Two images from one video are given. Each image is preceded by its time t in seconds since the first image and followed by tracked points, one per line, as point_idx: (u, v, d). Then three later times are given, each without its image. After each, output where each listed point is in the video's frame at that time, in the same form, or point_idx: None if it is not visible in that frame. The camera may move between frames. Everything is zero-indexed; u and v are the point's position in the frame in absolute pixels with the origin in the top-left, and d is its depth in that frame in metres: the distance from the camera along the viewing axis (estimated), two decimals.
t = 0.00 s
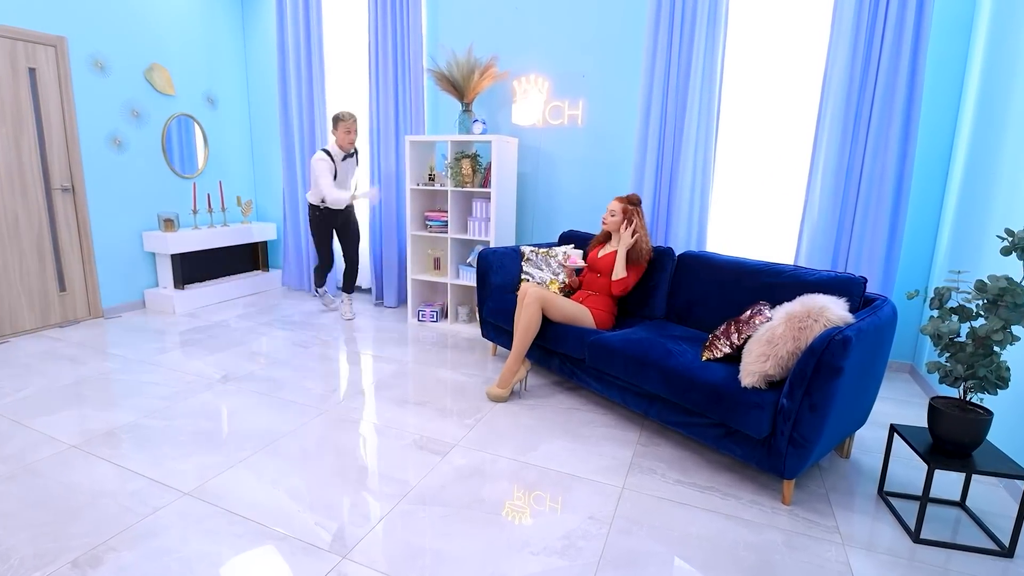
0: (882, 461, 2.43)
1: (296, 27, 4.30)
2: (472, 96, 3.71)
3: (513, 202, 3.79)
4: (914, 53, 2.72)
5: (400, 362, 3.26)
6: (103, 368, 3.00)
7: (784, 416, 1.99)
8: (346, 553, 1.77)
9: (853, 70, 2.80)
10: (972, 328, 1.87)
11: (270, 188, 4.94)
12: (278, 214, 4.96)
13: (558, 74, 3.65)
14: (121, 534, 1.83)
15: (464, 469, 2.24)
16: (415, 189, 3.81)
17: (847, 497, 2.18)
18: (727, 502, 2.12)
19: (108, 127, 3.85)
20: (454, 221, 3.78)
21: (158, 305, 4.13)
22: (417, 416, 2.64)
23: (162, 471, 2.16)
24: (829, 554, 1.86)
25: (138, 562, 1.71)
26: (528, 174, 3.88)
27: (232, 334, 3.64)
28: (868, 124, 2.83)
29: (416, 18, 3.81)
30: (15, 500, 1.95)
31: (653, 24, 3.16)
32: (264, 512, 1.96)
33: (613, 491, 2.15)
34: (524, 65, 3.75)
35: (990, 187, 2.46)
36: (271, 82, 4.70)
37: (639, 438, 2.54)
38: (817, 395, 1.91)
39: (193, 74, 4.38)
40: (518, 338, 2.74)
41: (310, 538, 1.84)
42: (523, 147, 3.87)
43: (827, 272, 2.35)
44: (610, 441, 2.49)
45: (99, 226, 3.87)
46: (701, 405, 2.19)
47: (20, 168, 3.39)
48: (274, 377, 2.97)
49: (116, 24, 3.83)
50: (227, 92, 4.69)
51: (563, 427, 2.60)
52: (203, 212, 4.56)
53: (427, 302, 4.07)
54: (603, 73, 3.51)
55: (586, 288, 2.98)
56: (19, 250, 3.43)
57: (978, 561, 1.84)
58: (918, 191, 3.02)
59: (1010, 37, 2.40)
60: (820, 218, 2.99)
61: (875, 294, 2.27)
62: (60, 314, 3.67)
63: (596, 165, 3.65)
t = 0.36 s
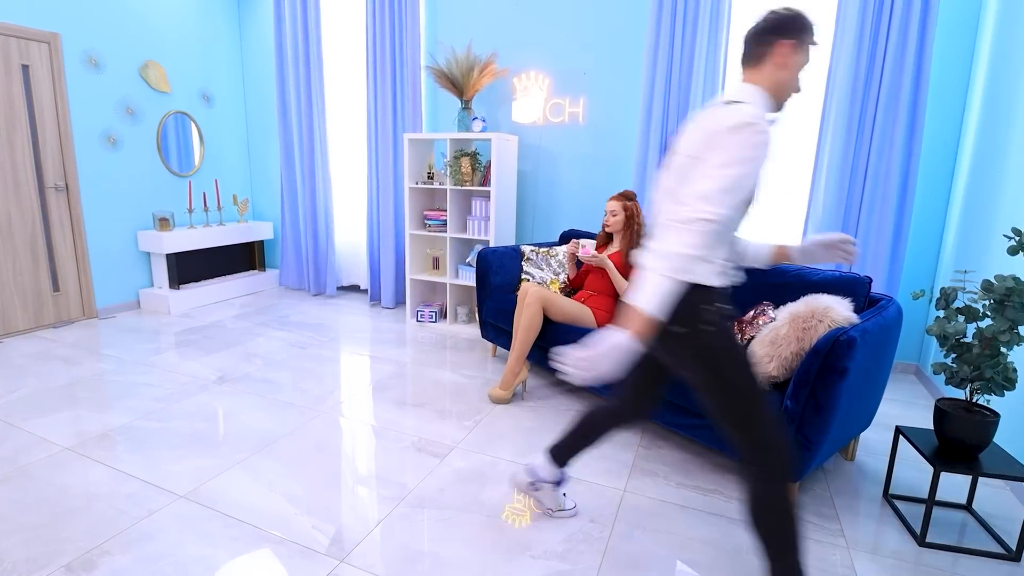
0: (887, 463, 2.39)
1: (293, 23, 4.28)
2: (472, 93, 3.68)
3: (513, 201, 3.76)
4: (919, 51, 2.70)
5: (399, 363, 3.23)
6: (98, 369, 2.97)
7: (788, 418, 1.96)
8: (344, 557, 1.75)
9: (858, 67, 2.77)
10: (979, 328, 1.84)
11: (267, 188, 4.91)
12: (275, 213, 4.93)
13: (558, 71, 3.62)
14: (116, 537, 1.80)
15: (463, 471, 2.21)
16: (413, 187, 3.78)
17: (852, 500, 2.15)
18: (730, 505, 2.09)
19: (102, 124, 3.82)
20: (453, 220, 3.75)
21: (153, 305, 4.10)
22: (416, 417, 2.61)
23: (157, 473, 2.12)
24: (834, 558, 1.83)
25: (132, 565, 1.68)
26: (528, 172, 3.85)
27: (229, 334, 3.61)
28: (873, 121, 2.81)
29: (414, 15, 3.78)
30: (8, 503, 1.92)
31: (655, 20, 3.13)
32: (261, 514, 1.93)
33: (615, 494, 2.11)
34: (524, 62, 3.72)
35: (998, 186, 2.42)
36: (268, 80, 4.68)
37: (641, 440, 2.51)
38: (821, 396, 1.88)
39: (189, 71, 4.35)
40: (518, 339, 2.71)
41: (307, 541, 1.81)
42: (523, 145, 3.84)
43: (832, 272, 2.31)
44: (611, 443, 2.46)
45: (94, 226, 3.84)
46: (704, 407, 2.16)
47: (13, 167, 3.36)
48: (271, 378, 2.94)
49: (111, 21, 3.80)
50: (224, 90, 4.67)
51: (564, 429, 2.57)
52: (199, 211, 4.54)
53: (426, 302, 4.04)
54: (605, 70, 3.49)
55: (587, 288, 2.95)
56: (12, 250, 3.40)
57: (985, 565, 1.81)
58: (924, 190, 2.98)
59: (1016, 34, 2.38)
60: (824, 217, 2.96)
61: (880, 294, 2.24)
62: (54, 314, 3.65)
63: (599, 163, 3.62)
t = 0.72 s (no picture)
0: (892, 465, 2.35)
1: (290, 20, 4.25)
2: (472, 91, 3.65)
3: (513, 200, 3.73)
4: (925, 49, 2.66)
5: (397, 364, 3.20)
6: (92, 370, 2.95)
7: (792, 420, 1.93)
8: (342, 561, 1.72)
9: (863, 65, 2.74)
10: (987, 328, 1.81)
11: (264, 186, 4.87)
12: (272, 212, 4.89)
13: (559, 68, 3.59)
14: (110, 541, 1.77)
15: (462, 474, 2.18)
16: (411, 186, 3.75)
17: (857, 503, 2.11)
18: (733, 508, 2.05)
19: (97, 122, 3.79)
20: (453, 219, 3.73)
21: (148, 305, 4.07)
22: (415, 419, 2.58)
23: (152, 476, 2.10)
24: (839, 562, 1.79)
25: (126, 569, 1.65)
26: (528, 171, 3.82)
27: (226, 335, 3.58)
28: (878, 119, 2.77)
29: (412, 12, 3.75)
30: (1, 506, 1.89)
31: (658, 15, 3.11)
32: (257, 517, 1.90)
33: (616, 497, 2.08)
34: (524, 59, 3.69)
35: (1004, 185, 2.40)
36: (265, 77, 4.65)
37: (643, 443, 2.47)
38: (826, 398, 1.85)
39: (185, 69, 4.32)
40: (518, 339, 2.67)
41: (304, 545, 1.78)
42: (523, 143, 3.81)
43: (836, 272, 2.28)
44: (612, 445, 2.43)
45: (88, 225, 3.81)
46: (706, 408, 2.13)
47: (6, 166, 3.33)
48: (268, 379, 2.91)
49: (107, 18, 3.78)
50: (220, 87, 4.64)
51: (565, 430, 2.54)
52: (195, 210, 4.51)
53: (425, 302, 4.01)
54: (606, 67, 3.46)
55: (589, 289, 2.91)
56: (5, 249, 3.38)
57: (994, 570, 1.78)
58: (929, 188, 2.95)
59: None
60: (829, 216, 2.93)
61: (885, 294, 2.21)
62: (47, 315, 3.62)
63: (600, 161, 3.58)
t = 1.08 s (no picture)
0: (897, 467, 2.32)
1: (287, 17, 4.23)
2: (471, 88, 3.62)
3: (513, 198, 3.70)
4: (931, 45, 2.63)
5: (395, 366, 3.17)
6: (86, 371, 2.92)
7: (796, 421, 1.90)
8: (339, 564, 1.69)
9: (868, 61, 2.71)
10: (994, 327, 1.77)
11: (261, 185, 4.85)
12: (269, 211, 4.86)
13: (560, 65, 3.56)
14: (104, 544, 1.74)
15: (462, 477, 2.15)
16: (411, 184, 3.72)
17: (861, 506, 2.08)
18: (736, 511, 2.02)
19: (91, 119, 3.76)
20: (452, 218, 3.69)
21: (144, 305, 4.04)
22: (413, 421, 2.55)
23: (147, 479, 2.07)
24: (844, 566, 1.76)
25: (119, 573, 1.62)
26: (528, 170, 3.79)
27: (224, 336, 3.55)
28: (883, 117, 2.74)
29: (411, 8, 3.73)
30: None
31: (660, 12, 3.08)
32: (253, 520, 1.87)
33: (618, 500, 2.05)
34: (524, 56, 3.66)
35: (1012, 182, 2.36)
36: (262, 75, 4.63)
37: (645, 445, 2.44)
38: (830, 400, 1.82)
39: (180, 66, 4.30)
40: (518, 339, 2.64)
41: (301, 548, 1.75)
42: (523, 141, 3.78)
43: (841, 271, 2.25)
44: (614, 447, 2.40)
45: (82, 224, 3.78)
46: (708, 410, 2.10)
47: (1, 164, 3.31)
48: (265, 381, 2.88)
49: (102, 15, 3.76)
50: (216, 84, 4.61)
51: (565, 432, 2.50)
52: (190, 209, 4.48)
53: (424, 303, 3.98)
54: (607, 64, 3.43)
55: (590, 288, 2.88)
56: None
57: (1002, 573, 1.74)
58: (935, 186, 2.92)
59: None
60: (833, 214, 2.90)
61: (890, 294, 2.18)
62: (41, 314, 3.59)
63: (601, 159, 3.55)
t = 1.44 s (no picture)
0: (903, 470, 2.28)
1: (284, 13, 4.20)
2: (471, 86, 3.59)
3: (513, 197, 3.67)
4: (937, 42, 2.60)
5: (394, 366, 3.14)
6: (80, 372, 2.89)
7: (800, 423, 1.87)
8: (337, 568, 1.66)
9: (872, 58, 2.69)
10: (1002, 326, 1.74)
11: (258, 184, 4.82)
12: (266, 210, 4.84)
13: (561, 63, 3.53)
14: (99, 548, 1.71)
15: (461, 479, 2.12)
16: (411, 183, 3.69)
17: (866, 509, 2.05)
18: (740, 514, 1.99)
19: (86, 117, 3.74)
20: (452, 217, 3.66)
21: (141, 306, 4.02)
22: (412, 423, 2.52)
23: (142, 481, 2.04)
24: (848, 569, 1.73)
25: None
26: (528, 168, 3.76)
27: (222, 336, 3.52)
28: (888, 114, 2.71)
29: (410, 5, 3.70)
30: None
31: (663, 7, 3.05)
32: (250, 523, 1.84)
33: (619, 503, 2.02)
34: (524, 54, 3.64)
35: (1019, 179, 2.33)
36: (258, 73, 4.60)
37: (647, 447, 2.41)
38: (834, 401, 1.79)
39: (175, 63, 4.27)
40: (519, 341, 2.61)
41: (299, 552, 1.72)
42: (523, 140, 3.75)
43: (845, 271, 2.22)
44: (616, 450, 2.37)
45: (76, 223, 3.76)
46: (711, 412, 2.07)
47: None
48: (262, 382, 2.85)
49: (97, 12, 3.73)
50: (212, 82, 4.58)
51: (566, 434, 2.47)
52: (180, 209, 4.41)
53: (423, 303, 3.95)
54: (608, 61, 3.40)
55: (591, 289, 2.85)
56: None
57: None
58: (942, 185, 2.89)
59: None
60: (838, 213, 2.87)
61: (896, 294, 2.15)
62: (35, 314, 3.57)
63: (602, 157, 3.53)
